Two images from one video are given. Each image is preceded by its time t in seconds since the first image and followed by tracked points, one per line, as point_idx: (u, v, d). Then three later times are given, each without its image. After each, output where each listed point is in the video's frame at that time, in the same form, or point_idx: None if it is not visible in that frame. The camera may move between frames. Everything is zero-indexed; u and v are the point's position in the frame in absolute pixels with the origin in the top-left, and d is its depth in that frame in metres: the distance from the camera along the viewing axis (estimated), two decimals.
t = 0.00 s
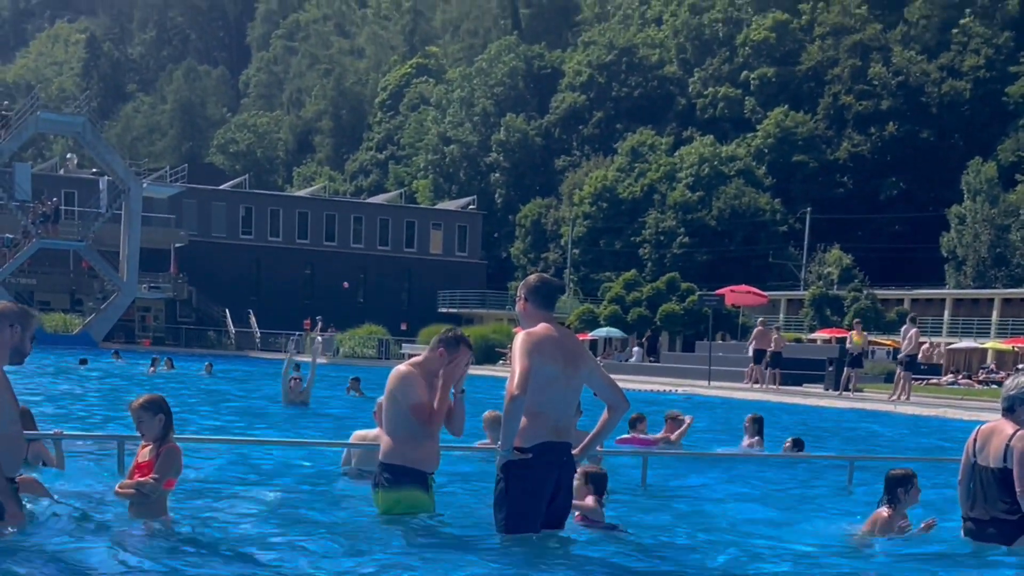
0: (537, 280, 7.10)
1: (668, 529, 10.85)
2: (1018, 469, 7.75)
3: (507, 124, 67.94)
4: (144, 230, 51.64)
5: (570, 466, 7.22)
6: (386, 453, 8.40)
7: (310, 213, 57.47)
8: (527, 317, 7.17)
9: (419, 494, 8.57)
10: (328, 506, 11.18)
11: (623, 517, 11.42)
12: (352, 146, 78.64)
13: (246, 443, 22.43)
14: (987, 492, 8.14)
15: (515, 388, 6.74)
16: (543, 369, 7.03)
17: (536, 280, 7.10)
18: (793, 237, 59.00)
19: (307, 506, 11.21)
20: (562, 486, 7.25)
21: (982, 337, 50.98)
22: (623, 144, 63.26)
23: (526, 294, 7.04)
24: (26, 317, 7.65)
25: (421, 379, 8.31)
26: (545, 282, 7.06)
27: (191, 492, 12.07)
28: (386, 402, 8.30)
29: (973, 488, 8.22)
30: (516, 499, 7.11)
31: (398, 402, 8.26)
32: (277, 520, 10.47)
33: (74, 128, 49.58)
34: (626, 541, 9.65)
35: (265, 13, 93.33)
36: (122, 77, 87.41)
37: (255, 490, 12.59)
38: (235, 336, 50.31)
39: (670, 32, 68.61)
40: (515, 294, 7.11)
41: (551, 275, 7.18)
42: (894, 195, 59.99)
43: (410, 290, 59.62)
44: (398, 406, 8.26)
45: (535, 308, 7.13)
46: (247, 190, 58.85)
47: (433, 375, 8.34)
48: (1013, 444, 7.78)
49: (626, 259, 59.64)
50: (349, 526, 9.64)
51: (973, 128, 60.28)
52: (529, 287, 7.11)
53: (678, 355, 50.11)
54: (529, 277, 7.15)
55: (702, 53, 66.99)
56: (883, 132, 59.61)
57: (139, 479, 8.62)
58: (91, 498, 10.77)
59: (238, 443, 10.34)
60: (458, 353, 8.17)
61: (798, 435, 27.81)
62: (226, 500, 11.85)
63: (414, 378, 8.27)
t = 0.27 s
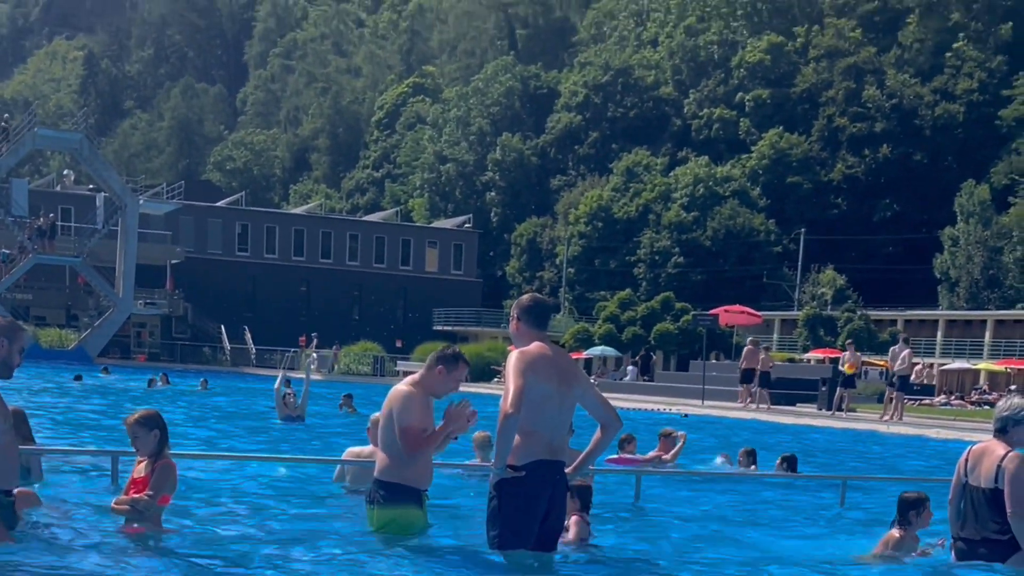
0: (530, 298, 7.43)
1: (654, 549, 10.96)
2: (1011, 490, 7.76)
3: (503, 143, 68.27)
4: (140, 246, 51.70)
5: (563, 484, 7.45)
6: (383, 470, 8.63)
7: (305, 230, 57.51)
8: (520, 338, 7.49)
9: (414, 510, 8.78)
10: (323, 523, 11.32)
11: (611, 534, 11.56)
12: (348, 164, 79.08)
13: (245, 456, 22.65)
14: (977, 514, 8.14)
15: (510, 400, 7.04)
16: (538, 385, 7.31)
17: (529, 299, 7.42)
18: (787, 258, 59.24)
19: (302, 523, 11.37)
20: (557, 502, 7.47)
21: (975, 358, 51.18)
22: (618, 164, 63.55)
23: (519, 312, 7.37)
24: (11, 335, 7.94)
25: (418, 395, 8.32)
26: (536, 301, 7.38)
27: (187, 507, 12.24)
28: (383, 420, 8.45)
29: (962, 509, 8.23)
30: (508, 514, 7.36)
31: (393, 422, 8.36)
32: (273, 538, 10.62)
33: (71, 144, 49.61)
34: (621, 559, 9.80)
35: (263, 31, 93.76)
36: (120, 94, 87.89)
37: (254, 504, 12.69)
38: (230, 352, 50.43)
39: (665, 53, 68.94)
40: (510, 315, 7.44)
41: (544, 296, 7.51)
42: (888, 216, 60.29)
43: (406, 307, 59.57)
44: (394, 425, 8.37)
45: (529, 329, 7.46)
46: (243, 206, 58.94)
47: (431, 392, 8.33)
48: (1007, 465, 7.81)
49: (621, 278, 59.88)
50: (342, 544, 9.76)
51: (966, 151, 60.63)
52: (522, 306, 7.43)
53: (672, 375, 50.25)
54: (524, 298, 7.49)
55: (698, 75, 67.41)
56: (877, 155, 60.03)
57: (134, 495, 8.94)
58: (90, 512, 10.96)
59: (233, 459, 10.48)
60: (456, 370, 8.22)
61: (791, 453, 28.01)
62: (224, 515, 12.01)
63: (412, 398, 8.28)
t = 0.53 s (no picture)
0: (518, 317, 7.13)
1: (637, 569, 10.87)
2: (1003, 510, 6.77)
3: (495, 161, 68.68)
4: (133, 260, 51.78)
5: (551, 503, 7.10)
6: (377, 486, 8.63)
7: (298, 247, 57.75)
8: (509, 355, 7.18)
9: (411, 525, 8.73)
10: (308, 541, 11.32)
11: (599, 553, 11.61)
12: (341, 180, 79.51)
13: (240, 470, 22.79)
14: (959, 539, 7.08)
15: (497, 417, 6.70)
16: (529, 401, 6.97)
17: (518, 317, 7.13)
18: (778, 277, 59.45)
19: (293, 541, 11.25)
20: (546, 524, 7.11)
21: (965, 378, 51.35)
22: (611, 183, 63.89)
23: (508, 330, 7.07)
24: None
25: (405, 407, 8.22)
26: (525, 319, 7.08)
27: (179, 521, 12.14)
28: (375, 434, 8.43)
29: (947, 538, 7.18)
30: (500, 539, 6.95)
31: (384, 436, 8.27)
32: (262, 554, 10.64)
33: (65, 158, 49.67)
34: None
35: (257, 48, 94.24)
36: (114, 109, 88.28)
37: (245, 520, 12.75)
38: (221, 367, 50.41)
39: (658, 72, 69.27)
40: (499, 332, 7.14)
41: (533, 314, 7.20)
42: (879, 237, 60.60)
43: (397, 323, 59.93)
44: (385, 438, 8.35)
45: (518, 344, 7.14)
46: (236, 222, 59.13)
47: (419, 404, 8.22)
48: (999, 484, 6.81)
49: (612, 296, 60.18)
50: (329, 568, 9.65)
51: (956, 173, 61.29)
52: (511, 324, 7.13)
53: (664, 393, 49.99)
54: (511, 316, 7.18)
55: (690, 95, 67.78)
56: (868, 176, 60.52)
57: (125, 511, 8.74)
58: (80, 528, 10.83)
59: (226, 475, 10.48)
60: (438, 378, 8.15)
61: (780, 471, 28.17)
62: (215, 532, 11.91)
63: (399, 410, 8.19)
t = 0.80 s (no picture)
0: (501, 327, 6.75)
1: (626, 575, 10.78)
2: (996, 523, 6.85)
3: (487, 173, 69.00)
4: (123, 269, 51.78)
5: (538, 517, 6.61)
6: (368, 492, 8.58)
7: (289, 257, 57.83)
8: (491, 367, 6.78)
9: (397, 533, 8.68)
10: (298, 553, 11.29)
11: (587, 563, 11.63)
12: (332, 192, 79.77)
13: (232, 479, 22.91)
14: (950, 553, 7.11)
15: (489, 424, 6.28)
16: (517, 411, 6.55)
17: (501, 327, 6.75)
18: (767, 291, 59.64)
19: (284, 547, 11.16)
20: (529, 541, 6.60)
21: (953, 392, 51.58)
22: (601, 196, 64.13)
23: (490, 339, 6.69)
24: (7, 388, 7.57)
25: (402, 418, 8.09)
26: (511, 330, 6.70)
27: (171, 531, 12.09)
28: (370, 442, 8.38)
29: (936, 553, 7.22)
30: (487, 551, 6.41)
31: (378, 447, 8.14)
32: (252, 567, 10.63)
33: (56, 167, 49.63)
34: None
35: (249, 59, 94.53)
36: (105, 119, 88.41)
37: (238, 524, 12.77)
38: (212, 377, 50.39)
39: (648, 86, 69.53)
40: (480, 341, 6.74)
41: (517, 325, 6.84)
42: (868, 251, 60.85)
43: (388, 335, 59.91)
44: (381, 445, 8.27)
45: (502, 353, 6.74)
46: (227, 232, 59.18)
47: (414, 416, 8.10)
48: (989, 498, 6.89)
49: (603, 309, 60.37)
50: None
51: (945, 189, 61.67)
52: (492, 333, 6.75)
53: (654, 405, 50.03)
54: (493, 325, 6.80)
55: (680, 109, 68.13)
56: (857, 191, 60.82)
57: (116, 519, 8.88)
58: (71, 532, 10.76)
59: (214, 486, 10.31)
60: (433, 392, 8.00)
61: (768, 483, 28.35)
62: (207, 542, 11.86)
63: (393, 421, 8.08)
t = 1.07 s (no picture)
0: (487, 335, 6.89)
1: None
2: (991, 538, 6.95)
3: (477, 181, 69.21)
4: (114, 275, 51.71)
5: (523, 525, 6.79)
6: (357, 498, 8.34)
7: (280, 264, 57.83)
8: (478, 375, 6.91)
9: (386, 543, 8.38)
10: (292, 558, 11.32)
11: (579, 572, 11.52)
12: (323, 199, 79.93)
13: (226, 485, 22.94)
14: (943, 562, 7.20)
15: (482, 436, 6.45)
16: (508, 422, 6.72)
17: (485, 335, 6.90)
18: (756, 300, 59.77)
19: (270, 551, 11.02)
20: (515, 549, 6.76)
21: (941, 402, 51.73)
22: (592, 205, 64.30)
23: (477, 348, 6.82)
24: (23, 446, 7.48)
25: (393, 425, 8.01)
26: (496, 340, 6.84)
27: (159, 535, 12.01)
28: (361, 448, 8.21)
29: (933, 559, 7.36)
30: (473, 558, 6.61)
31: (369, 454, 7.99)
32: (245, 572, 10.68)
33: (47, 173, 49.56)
34: None
35: (240, 66, 94.64)
36: (96, 125, 88.61)
37: (233, 528, 12.77)
38: (201, 384, 50.31)
39: (639, 95, 69.73)
40: (465, 351, 6.88)
41: (500, 333, 6.99)
42: (857, 261, 61.05)
43: (378, 341, 60.02)
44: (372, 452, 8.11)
45: (488, 362, 6.89)
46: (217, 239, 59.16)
47: (405, 424, 8.03)
48: (982, 512, 6.98)
49: (592, 317, 60.48)
50: None
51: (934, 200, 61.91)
52: (476, 342, 6.89)
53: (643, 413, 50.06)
54: (478, 332, 6.94)
55: (671, 118, 68.34)
56: (846, 201, 61.01)
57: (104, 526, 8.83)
58: (58, 532, 10.65)
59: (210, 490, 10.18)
60: (425, 397, 7.93)
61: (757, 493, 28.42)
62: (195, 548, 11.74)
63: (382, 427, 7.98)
